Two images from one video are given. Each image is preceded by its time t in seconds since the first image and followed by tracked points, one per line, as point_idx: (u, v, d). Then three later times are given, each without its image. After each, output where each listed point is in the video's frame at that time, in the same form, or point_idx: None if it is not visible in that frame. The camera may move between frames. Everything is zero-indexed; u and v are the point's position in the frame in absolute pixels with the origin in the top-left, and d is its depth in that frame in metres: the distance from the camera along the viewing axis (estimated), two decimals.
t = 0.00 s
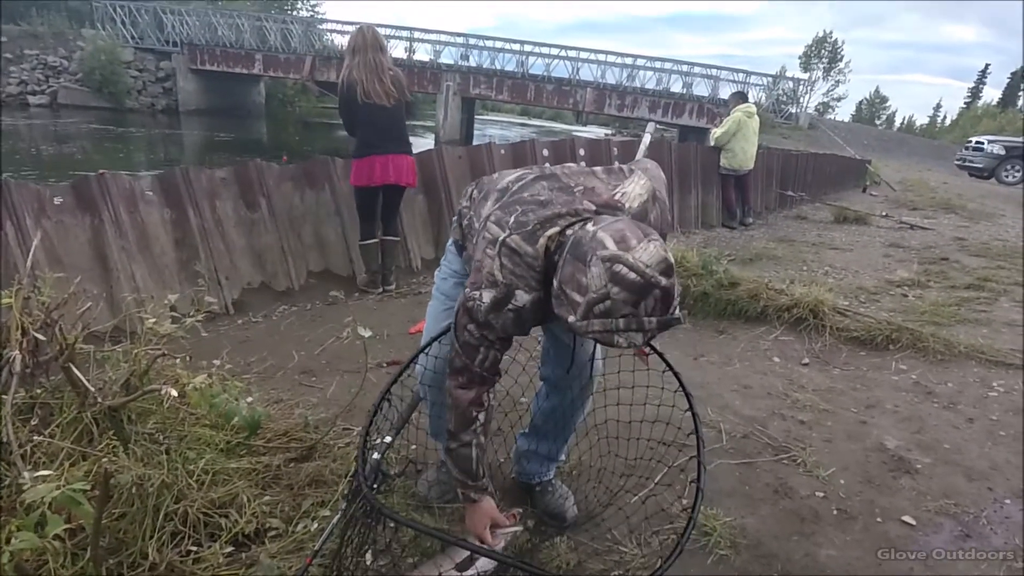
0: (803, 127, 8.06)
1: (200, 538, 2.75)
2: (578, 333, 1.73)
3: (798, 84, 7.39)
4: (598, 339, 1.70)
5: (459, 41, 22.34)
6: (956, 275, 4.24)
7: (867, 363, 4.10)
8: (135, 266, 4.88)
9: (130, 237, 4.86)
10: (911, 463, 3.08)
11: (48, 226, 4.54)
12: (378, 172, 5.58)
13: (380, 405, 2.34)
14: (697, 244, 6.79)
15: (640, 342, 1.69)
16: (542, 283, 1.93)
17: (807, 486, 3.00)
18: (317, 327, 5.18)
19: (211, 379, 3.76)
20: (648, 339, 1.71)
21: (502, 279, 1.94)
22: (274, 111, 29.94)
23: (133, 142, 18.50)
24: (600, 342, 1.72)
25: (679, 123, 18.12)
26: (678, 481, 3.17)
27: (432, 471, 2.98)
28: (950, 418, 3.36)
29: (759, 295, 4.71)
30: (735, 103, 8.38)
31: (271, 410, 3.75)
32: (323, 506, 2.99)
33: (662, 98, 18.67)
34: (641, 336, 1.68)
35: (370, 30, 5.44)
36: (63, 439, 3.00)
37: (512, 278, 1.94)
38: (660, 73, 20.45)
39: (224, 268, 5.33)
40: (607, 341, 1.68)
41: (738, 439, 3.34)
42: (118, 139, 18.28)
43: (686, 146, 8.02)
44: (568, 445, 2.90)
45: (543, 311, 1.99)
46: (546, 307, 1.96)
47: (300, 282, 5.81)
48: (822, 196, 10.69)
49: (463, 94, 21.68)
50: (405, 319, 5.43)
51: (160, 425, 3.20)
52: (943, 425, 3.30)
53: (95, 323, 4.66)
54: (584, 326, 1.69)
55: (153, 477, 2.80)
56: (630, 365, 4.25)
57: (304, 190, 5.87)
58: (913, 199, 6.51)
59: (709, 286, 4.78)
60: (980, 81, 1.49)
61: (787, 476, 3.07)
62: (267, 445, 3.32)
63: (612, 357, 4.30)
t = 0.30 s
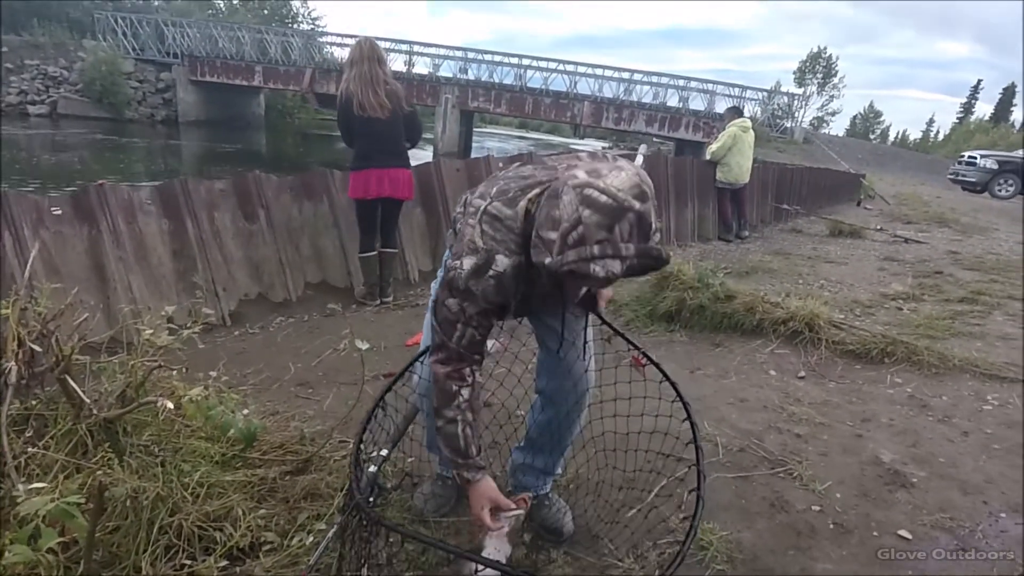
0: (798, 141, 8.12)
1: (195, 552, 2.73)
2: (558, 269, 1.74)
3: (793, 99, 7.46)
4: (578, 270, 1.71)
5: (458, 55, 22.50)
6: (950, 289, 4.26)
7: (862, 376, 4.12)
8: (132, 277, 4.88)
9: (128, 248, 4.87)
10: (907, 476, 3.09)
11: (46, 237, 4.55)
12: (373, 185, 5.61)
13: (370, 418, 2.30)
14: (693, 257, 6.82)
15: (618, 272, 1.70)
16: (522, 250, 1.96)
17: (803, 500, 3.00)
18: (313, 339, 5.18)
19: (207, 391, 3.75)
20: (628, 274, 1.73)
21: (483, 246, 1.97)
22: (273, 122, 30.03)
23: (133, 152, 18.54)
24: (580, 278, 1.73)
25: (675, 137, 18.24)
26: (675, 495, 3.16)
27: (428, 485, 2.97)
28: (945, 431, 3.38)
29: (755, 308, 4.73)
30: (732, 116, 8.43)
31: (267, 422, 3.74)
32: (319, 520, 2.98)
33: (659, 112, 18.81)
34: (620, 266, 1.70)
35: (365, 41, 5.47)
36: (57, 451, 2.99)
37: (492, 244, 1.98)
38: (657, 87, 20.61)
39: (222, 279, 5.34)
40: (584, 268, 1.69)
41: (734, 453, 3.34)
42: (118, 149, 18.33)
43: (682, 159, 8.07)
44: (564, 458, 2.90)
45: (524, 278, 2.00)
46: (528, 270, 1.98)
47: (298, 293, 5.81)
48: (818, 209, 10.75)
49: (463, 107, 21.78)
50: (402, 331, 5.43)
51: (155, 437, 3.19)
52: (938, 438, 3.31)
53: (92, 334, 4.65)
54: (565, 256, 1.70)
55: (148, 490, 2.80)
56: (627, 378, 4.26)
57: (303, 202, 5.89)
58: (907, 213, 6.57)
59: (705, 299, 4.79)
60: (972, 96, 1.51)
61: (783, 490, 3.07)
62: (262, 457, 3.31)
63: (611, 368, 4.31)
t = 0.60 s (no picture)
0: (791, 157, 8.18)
1: (178, 565, 2.70)
2: (550, 153, 1.86)
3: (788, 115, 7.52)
4: (571, 147, 1.82)
5: (457, 67, 22.59)
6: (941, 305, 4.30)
7: (855, 392, 4.13)
8: (126, 281, 4.86)
9: (122, 252, 4.85)
10: (899, 494, 3.09)
11: (40, 239, 4.54)
12: (373, 196, 5.63)
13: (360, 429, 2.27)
14: (687, 271, 6.84)
15: (607, 140, 1.81)
16: (503, 176, 2.12)
17: (796, 518, 3.00)
18: (306, 348, 5.16)
19: (198, 400, 3.71)
20: (618, 148, 1.84)
21: (467, 175, 2.14)
22: (270, 131, 30.05)
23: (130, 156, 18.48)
24: (574, 157, 1.84)
25: (671, 152, 18.33)
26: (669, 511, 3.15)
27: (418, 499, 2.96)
28: (937, 448, 3.39)
29: (748, 323, 4.73)
30: (727, 132, 8.48)
31: (257, 432, 3.72)
32: (306, 534, 2.97)
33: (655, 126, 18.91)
34: (608, 139, 1.82)
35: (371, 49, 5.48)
36: (42, 457, 2.96)
37: (475, 174, 2.14)
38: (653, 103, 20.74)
39: (216, 285, 5.31)
40: (574, 142, 1.80)
41: (727, 469, 3.35)
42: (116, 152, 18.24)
43: (676, 174, 8.10)
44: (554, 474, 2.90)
45: (508, 205, 2.14)
46: (513, 194, 2.12)
47: (293, 300, 5.80)
48: (811, 226, 10.79)
49: (461, 119, 21.83)
50: (396, 342, 5.43)
51: (142, 445, 3.17)
52: (930, 456, 3.33)
53: (82, 338, 4.62)
54: (556, 133, 1.82)
55: (133, 501, 2.78)
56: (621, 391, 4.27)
57: (301, 211, 5.91)
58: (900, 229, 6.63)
59: (699, 313, 4.80)
60: (964, 114, 1.54)
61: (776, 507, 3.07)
62: (251, 468, 3.29)
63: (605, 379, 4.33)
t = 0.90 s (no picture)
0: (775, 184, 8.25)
1: None
2: (546, 37, 2.32)
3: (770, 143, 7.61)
4: (565, 19, 2.30)
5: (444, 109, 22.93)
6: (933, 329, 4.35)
7: (855, 424, 4.11)
8: (115, 335, 4.79)
9: (112, 305, 4.80)
10: (907, 532, 3.05)
11: (30, 294, 4.49)
12: (367, 243, 5.66)
13: (360, 505, 2.21)
14: (679, 303, 6.86)
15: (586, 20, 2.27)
16: (488, 121, 2.46)
17: (804, 563, 2.94)
18: (298, 399, 5.09)
19: (186, 464, 3.61)
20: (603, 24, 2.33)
21: (456, 124, 2.49)
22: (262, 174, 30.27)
23: (125, 202, 18.49)
24: (568, 29, 2.31)
25: (657, 183, 18.53)
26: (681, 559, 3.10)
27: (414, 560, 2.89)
28: (943, 480, 3.36)
29: (743, 357, 4.71)
30: (711, 165, 8.58)
31: (248, 492, 3.63)
32: None
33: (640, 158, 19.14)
34: (591, 13, 2.33)
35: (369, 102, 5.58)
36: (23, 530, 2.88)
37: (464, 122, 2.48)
38: (637, 135, 21.04)
39: (207, 335, 5.27)
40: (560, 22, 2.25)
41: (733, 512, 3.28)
42: (109, 198, 18.20)
43: (663, 208, 8.14)
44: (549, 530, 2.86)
45: (506, 150, 2.45)
46: (512, 133, 2.46)
47: (285, 348, 5.73)
48: (801, 250, 10.86)
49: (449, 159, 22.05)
50: (390, 389, 5.36)
51: (128, 511, 3.08)
52: (936, 488, 3.30)
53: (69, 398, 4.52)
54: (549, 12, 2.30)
55: None
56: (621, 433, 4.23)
57: (292, 258, 5.89)
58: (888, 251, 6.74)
59: (693, 349, 4.78)
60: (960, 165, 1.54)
61: (784, 553, 3.01)
62: (242, 531, 3.22)
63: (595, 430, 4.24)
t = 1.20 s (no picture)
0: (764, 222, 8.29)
1: None
2: (523, 54, 2.42)
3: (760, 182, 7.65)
4: (541, 38, 2.43)
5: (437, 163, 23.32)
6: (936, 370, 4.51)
7: (864, 473, 4.02)
8: (108, 407, 4.66)
9: (106, 377, 4.69)
10: None
11: (24, 368, 4.37)
12: (375, 301, 5.59)
13: None
14: (677, 349, 6.81)
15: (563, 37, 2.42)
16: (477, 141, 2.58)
17: None
18: (294, 468, 4.94)
19: (177, 551, 3.45)
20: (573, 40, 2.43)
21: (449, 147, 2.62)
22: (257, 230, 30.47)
23: (122, 261, 18.48)
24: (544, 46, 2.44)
25: (648, 224, 18.74)
26: None
27: None
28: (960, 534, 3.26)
29: (745, 407, 4.63)
30: (700, 209, 8.64)
31: None
32: None
33: (631, 200, 19.39)
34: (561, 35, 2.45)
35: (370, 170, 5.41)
36: None
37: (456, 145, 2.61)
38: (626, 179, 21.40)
39: (201, 403, 5.14)
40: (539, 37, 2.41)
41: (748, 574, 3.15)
42: (107, 258, 18.24)
43: (655, 253, 8.15)
44: None
45: (495, 161, 2.49)
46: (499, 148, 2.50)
47: (280, 414, 5.61)
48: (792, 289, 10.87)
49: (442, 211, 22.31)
50: (387, 454, 5.22)
51: None
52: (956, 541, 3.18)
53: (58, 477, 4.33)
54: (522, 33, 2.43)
55: None
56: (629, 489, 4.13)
57: (286, 320, 5.82)
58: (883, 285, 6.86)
59: (695, 400, 4.69)
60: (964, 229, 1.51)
61: None
62: None
63: (603, 492, 4.12)
